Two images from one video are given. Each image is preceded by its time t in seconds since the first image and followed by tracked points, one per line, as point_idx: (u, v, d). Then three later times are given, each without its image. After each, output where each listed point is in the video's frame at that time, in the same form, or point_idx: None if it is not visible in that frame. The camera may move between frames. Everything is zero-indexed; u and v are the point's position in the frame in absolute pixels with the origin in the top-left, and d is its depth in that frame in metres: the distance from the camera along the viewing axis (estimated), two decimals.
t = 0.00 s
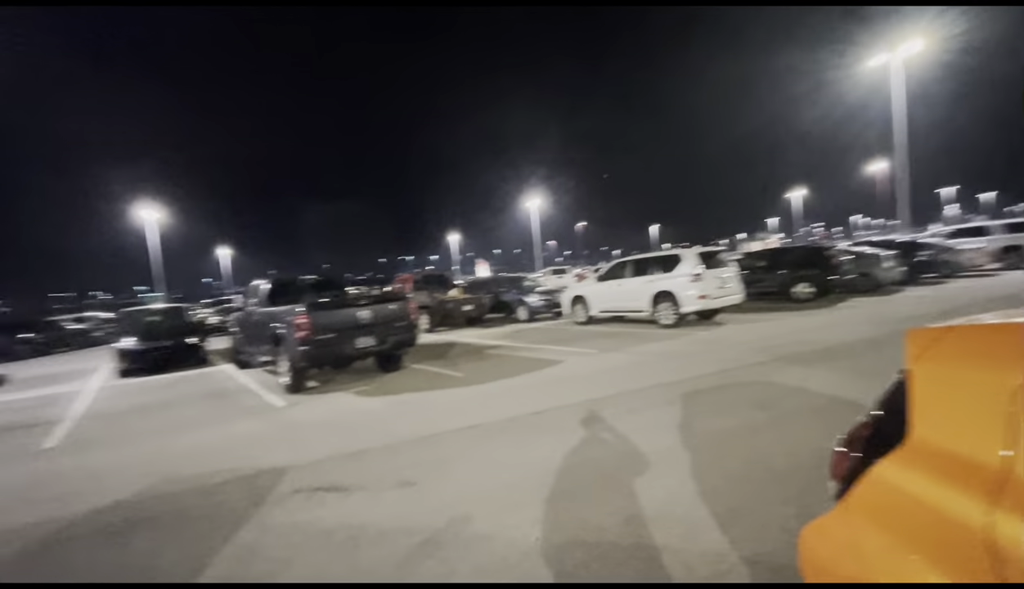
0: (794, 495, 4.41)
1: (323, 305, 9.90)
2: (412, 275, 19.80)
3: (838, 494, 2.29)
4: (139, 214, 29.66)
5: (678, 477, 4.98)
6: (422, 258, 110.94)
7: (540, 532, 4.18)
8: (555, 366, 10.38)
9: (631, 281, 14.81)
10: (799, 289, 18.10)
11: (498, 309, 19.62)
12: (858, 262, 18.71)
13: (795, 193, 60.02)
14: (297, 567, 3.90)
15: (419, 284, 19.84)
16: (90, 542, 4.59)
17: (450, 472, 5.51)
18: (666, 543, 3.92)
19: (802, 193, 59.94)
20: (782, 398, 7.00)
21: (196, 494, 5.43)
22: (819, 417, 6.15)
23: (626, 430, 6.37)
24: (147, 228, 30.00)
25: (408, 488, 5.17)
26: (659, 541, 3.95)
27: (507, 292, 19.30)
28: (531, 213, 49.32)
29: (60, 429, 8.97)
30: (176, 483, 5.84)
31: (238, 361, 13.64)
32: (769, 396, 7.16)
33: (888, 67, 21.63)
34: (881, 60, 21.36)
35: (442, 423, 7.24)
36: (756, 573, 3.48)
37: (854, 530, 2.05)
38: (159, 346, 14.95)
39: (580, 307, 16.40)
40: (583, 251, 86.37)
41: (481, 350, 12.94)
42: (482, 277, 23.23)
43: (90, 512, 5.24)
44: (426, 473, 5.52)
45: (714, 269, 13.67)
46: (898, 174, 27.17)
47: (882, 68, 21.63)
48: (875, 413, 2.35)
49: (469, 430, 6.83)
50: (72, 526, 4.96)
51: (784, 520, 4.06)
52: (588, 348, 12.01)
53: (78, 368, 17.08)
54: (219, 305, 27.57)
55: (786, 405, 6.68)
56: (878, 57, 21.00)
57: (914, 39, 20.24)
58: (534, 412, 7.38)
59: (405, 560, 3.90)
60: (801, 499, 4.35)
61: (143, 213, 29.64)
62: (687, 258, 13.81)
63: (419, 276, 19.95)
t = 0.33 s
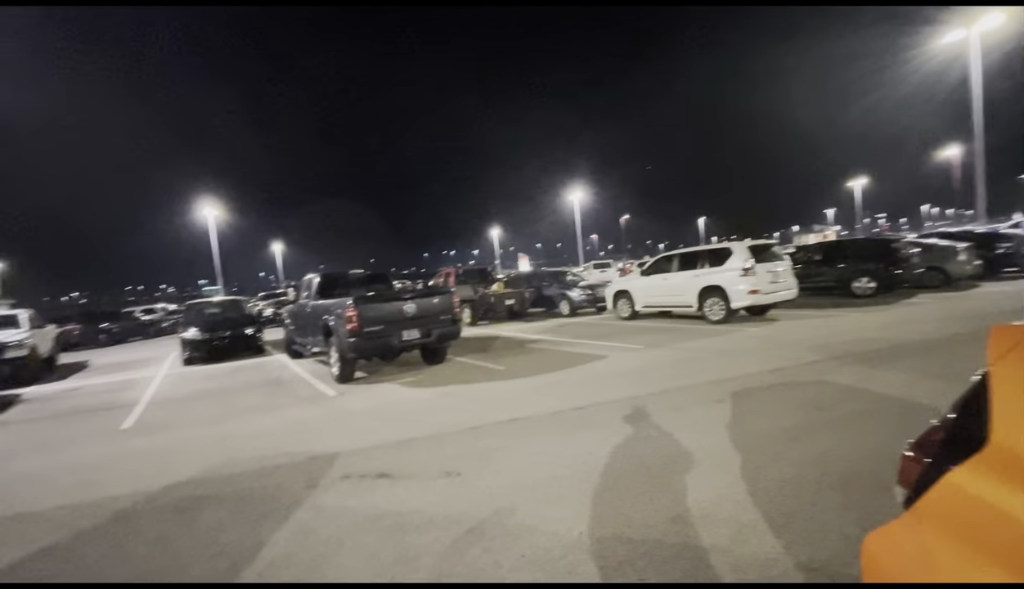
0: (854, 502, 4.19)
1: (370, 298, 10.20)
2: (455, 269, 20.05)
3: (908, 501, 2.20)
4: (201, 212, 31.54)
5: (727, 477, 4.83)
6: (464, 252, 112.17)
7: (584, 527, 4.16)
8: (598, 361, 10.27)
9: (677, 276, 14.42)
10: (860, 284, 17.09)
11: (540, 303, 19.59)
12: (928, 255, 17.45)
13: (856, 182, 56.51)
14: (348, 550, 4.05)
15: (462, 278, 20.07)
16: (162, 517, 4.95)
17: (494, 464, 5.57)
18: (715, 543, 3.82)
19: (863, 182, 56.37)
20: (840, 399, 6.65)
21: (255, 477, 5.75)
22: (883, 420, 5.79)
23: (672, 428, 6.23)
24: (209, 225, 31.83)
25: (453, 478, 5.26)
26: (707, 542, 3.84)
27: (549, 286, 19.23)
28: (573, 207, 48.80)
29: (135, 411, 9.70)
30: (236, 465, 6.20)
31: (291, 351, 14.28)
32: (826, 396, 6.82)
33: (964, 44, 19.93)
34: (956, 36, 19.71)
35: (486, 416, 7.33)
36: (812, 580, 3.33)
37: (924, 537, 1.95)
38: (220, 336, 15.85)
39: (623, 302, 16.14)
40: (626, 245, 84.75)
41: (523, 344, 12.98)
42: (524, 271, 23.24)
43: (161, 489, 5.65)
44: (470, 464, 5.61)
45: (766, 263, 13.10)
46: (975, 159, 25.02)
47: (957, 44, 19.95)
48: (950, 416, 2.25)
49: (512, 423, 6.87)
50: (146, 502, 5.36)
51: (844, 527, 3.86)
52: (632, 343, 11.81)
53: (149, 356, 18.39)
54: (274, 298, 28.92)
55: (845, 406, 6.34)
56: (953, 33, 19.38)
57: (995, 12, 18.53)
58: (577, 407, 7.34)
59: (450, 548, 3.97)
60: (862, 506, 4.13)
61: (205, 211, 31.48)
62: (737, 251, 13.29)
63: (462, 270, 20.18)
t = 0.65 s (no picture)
0: (914, 509, 3.97)
1: (409, 293, 10.38)
2: (492, 264, 20.12)
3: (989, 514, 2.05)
4: (248, 209, 32.92)
5: (775, 478, 4.67)
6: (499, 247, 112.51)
7: (625, 524, 4.12)
8: (636, 357, 10.11)
9: (719, 271, 13.99)
10: (917, 280, 16.14)
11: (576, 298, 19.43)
12: (995, 249, 16.30)
13: (914, 172, 53.23)
14: (391, 537, 4.15)
15: (498, 273, 20.12)
16: (218, 498, 5.22)
17: (532, 458, 5.58)
18: (761, 545, 3.70)
19: (921, 172, 53.06)
20: (897, 400, 6.31)
21: (302, 463, 5.97)
22: (945, 424, 5.45)
23: (714, 426, 6.07)
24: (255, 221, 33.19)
25: (491, 471, 5.30)
26: (754, 543, 3.73)
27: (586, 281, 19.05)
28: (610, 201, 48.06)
29: (191, 398, 10.25)
30: (284, 451, 6.46)
31: (333, 344, 14.71)
32: (881, 397, 6.48)
33: None
34: None
35: (523, 410, 7.34)
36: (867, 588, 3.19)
37: (1005, 550, 1.82)
38: (267, 328, 16.50)
39: (662, 297, 15.82)
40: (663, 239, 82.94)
41: (560, 339, 12.92)
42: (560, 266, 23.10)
43: (215, 473, 5.93)
44: (508, 457, 5.63)
45: (815, 257, 12.55)
46: None
47: None
48: None
49: (550, 418, 6.86)
50: (201, 483, 5.64)
51: (902, 535, 3.67)
52: (672, 339, 11.56)
53: (202, 346, 19.38)
54: (316, 292, 29.88)
55: (903, 408, 6.02)
56: None
57: None
58: (615, 403, 7.26)
59: (490, 539, 4.01)
60: (922, 513, 3.91)
61: (252, 208, 32.85)
62: (784, 246, 12.78)
63: (498, 265, 20.25)
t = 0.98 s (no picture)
0: (990, 523, 3.70)
1: (451, 289, 10.51)
2: (530, 261, 20.11)
3: None
4: (295, 208, 34.15)
5: (832, 484, 4.46)
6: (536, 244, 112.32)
7: (672, 526, 4.03)
8: (679, 356, 9.88)
9: (768, 268, 13.46)
10: (988, 278, 15.05)
11: (616, 296, 19.15)
12: None
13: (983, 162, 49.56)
14: (437, 529, 4.22)
15: (537, 271, 20.10)
16: (272, 486, 5.44)
17: (574, 456, 5.55)
18: (819, 555, 3.54)
19: (991, 161, 49.33)
20: (967, 406, 5.89)
21: (350, 455, 6.15)
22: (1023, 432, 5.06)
23: (765, 428, 5.85)
24: (302, 220, 34.37)
25: (534, 467, 5.31)
26: (811, 552, 3.57)
27: (626, 279, 18.76)
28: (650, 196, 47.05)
29: (244, 390, 10.75)
30: (333, 443, 6.67)
31: (376, 339, 15.10)
32: (949, 402, 6.07)
33: None
34: None
35: (565, 408, 7.31)
36: None
37: None
38: (314, 323, 17.09)
39: (706, 295, 15.39)
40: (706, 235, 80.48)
41: (600, 337, 12.78)
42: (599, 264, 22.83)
43: (269, 462, 6.20)
44: (550, 455, 5.62)
45: (873, 253, 11.88)
46: None
47: None
48: None
49: (592, 417, 6.80)
50: (257, 471, 5.91)
51: (977, 551, 3.43)
52: (717, 339, 11.22)
53: (254, 340, 20.30)
54: (358, 288, 30.70)
55: (975, 415, 5.62)
56: None
57: None
58: (659, 403, 7.11)
59: (534, 536, 4.00)
60: (1000, 528, 3.63)
61: (298, 207, 34.06)
62: (839, 241, 12.17)
63: (536, 262, 20.21)
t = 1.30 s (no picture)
0: None
1: (475, 285, 10.54)
2: (553, 257, 20.02)
3: None
4: (320, 205, 34.70)
5: (873, 487, 4.32)
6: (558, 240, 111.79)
7: (707, 526, 3.96)
8: (708, 353, 9.71)
9: (799, 264, 13.11)
10: None
11: (640, 293, 18.93)
12: None
13: None
14: (468, 523, 4.24)
15: (560, 267, 20.00)
16: (304, 477, 5.55)
17: (604, 453, 5.50)
18: (860, 560, 3.43)
19: None
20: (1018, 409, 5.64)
21: (379, 448, 6.23)
22: None
23: (800, 428, 5.70)
24: (327, 217, 34.94)
25: (563, 464, 5.29)
26: (854, 557, 3.47)
27: (651, 275, 18.51)
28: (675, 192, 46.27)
29: (274, 383, 10.99)
30: (362, 436, 6.77)
31: (401, 334, 15.25)
32: (997, 405, 5.81)
33: None
34: None
35: (592, 404, 7.26)
36: None
37: None
38: (340, 318, 17.37)
39: (734, 292, 15.07)
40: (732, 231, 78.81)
41: (625, 334, 12.65)
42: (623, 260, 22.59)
43: (301, 453, 6.33)
44: (579, 452, 5.59)
45: (912, 249, 11.45)
46: None
47: None
48: None
49: (620, 414, 6.73)
50: (290, 462, 6.04)
51: None
52: (746, 336, 10.99)
53: (282, 334, 20.74)
54: (382, 284, 31.09)
55: None
56: None
57: None
58: (688, 401, 6.99)
59: (566, 534, 3.97)
60: None
61: (323, 204, 34.61)
62: (875, 236, 11.76)
63: (559, 258, 20.11)
